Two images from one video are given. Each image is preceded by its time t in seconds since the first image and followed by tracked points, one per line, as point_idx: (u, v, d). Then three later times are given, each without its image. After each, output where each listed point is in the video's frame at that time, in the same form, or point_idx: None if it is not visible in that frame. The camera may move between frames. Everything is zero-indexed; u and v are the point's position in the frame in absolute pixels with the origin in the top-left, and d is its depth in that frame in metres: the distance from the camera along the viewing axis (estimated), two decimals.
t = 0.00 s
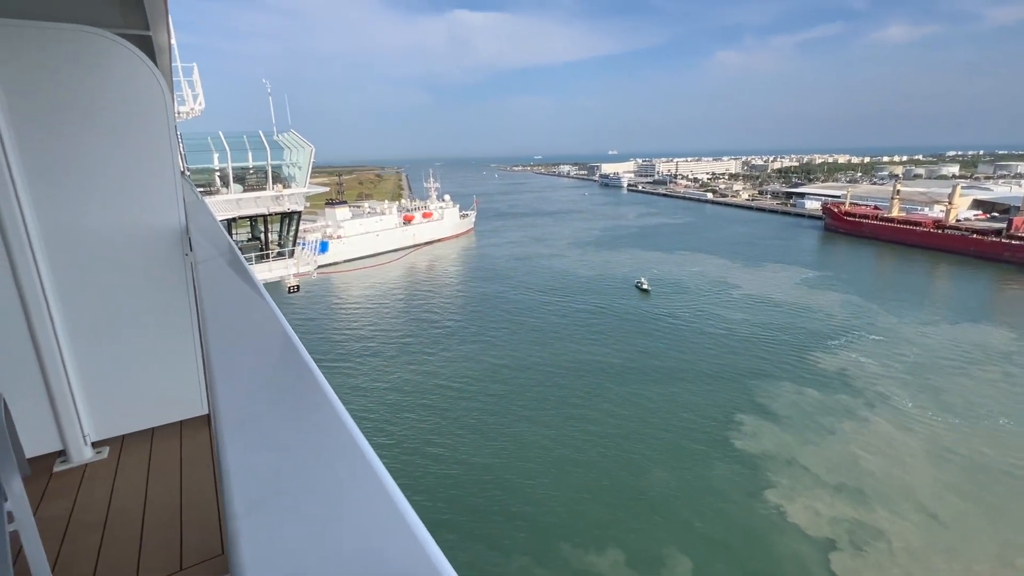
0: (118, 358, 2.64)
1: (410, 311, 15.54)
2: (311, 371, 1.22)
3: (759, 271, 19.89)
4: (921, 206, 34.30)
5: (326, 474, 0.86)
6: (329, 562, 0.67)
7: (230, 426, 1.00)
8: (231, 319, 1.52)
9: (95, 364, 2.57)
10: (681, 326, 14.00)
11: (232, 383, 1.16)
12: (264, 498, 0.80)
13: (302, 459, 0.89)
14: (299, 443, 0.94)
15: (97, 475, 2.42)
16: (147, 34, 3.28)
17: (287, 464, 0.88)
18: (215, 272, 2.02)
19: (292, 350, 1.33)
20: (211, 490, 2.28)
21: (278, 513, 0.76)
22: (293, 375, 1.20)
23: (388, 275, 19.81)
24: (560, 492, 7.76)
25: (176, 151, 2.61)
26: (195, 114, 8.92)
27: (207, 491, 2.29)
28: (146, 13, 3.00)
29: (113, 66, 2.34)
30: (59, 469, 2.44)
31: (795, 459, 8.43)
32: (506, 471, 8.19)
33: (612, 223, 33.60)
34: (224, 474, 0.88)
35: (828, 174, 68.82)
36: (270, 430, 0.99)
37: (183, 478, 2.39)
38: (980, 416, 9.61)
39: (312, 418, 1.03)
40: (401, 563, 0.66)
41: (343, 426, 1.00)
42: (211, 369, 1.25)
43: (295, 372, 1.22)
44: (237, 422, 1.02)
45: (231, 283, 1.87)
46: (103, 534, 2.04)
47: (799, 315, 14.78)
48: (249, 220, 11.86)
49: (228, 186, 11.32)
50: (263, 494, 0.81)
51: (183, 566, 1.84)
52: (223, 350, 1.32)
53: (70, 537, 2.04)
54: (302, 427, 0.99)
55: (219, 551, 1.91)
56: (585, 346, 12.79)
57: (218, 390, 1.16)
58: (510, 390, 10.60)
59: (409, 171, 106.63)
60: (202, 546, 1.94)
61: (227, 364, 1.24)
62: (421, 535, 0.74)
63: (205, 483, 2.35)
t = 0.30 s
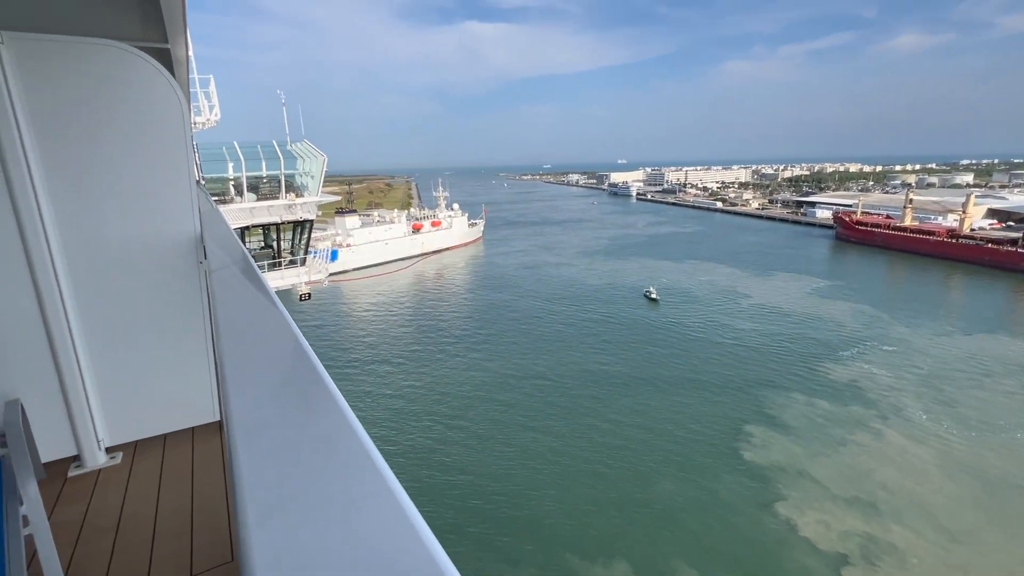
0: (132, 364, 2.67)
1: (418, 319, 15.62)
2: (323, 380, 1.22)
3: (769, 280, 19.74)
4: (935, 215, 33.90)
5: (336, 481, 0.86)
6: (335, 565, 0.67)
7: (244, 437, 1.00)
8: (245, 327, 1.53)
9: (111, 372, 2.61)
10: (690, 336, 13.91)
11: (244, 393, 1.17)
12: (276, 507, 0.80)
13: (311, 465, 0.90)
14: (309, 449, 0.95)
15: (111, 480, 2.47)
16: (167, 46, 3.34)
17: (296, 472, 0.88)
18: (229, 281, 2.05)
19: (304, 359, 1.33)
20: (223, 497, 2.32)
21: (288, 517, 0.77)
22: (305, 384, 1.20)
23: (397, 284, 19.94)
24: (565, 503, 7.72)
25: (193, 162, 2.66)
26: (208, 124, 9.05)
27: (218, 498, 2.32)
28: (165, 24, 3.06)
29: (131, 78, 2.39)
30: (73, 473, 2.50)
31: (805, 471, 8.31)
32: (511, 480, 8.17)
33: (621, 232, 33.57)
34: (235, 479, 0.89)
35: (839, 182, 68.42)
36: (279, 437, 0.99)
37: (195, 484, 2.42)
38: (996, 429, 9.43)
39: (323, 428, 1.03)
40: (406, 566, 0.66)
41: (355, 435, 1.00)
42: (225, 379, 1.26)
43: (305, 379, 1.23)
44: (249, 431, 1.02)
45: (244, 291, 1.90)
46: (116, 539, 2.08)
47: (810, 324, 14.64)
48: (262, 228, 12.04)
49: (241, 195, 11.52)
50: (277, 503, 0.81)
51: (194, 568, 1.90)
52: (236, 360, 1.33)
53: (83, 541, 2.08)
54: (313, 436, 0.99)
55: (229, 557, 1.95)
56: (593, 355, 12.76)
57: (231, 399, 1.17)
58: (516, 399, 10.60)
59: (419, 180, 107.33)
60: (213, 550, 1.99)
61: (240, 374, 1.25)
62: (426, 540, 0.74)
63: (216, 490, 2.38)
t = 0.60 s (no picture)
0: (143, 368, 2.68)
1: (423, 326, 15.65)
2: (334, 385, 1.20)
3: (776, 287, 19.63)
4: (943, 221, 33.65)
5: (349, 483, 0.83)
6: (346, 565, 0.64)
7: (257, 440, 0.99)
8: (256, 335, 1.52)
9: (123, 377, 2.64)
10: (696, 343, 13.83)
11: (257, 398, 1.15)
12: (290, 507, 0.78)
13: (323, 467, 0.88)
14: (322, 451, 0.93)
15: (121, 484, 2.49)
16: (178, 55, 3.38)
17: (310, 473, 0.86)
18: (241, 287, 2.06)
19: (315, 366, 1.31)
20: (231, 501, 2.33)
21: (302, 516, 0.75)
22: (316, 389, 1.18)
23: (402, 290, 20.01)
24: (569, 510, 7.67)
25: (205, 169, 2.69)
26: (219, 131, 9.16)
27: (226, 502, 2.34)
28: (179, 32, 3.10)
29: (145, 86, 2.42)
30: (84, 477, 2.51)
31: (812, 480, 8.22)
32: (515, 488, 8.14)
33: (626, 239, 33.54)
34: (250, 480, 0.88)
35: (846, 189, 68.18)
36: (292, 438, 0.98)
37: (203, 488, 2.43)
38: (1007, 439, 9.30)
39: (336, 431, 1.00)
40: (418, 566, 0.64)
41: (368, 439, 0.98)
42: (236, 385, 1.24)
43: (317, 383, 1.22)
44: (261, 435, 1.00)
45: (255, 297, 1.90)
46: (125, 543, 2.09)
47: (817, 332, 14.53)
48: (270, 235, 12.19)
49: (250, 202, 11.70)
50: (291, 503, 0.78)
51: (203, 569, 1.94)
52: (248, 367, 1.32)
53: (93, 544, 2.10)
54: (326, 439, 0.97)
55: (236, 561, 1.97)
56: (598, 362, 12.72)
57: (243, 405, 1.15)
58: (521, 406, 10.58)
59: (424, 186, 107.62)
60: (220, 553, 2.02)
61: (251, 380, 1.23)
62: (438, 541, 0.71)
63: (224, 495, 2.39)
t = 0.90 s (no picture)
0: (149, 372, 2.69)
1: (426, 331, 15.68)
2: (339, 389, 1.20)
3: (780, 292, 19.57)
4: (949, 226, 33.47)
5: (356, 487, 0.83)
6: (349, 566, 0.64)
7: (263, 445, 0.98)
8: (262, 340, 1.53)
9: (130, 380, 2.66)
10: (699, 348, 13.79)
11: (262, 401, 1.15)
12: (295, 512, 0.77)
13: (329, 470, 0.88)
14: (328, 454, 0.93)
15: (127, 488, 2.50)
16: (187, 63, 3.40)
17: (315, 477, 0.85)
18: (246, 291, 2.07)
19: (320, 369, 1.31)
20: (236, 504, 2.35)
21: (307, 520, 0.74)
22: (322, 394, 1.18)
23: (405, 295, 20.05)
24: (571, 516, 7.64)
25: (212, 173, 2.71)
26: (226, 136, 9.24)
27: (231, 506, 2.35)
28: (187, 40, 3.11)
29: (153, 93, 2.45)
30: (91, 481, 2.53)
31: (817, 487, 8.16)
32: (518, 493, 8.12)
33: (630, 244, 33.52)
34: (255, 485, 0.87)
35: (851, 194, 67.96)
36: (297, 442, 0.97)
37: (208, 493, 2.45)
38: (1015, 445, 9.21)
39: (342, 435, 1.00)
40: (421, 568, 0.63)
41: (374, 444, 0.97)
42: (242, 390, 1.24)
43: (323, 386, 1.22)
44: (266, 439, 1.00)
45: (262, 302, 1.91)
46: (131, 548, 2.10)
47: (822, 337, 14.46)
48: (276, 241, 12.26)
49: (257, 208, 11.78)
50: (295, 508, 0.78)
51: (207, 571, 1.96)
52: (254, 372, 1.32)
53: (99, 549, 2.10)
54: (330, 443, 0.96)
55: (241, 565, 1.98)
56: (602, 367, 12.70)
57: (249, 409, 1.15)
58: (524, 411, 10.56)
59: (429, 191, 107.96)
60: (224, 555, 2.04)
61: (258, 386, 1.23)
62: (442, 544, 0.70)
63: (229, 500, 2.40)
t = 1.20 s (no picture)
0: (154, 375, 2.71)
1: (429, 335, 15.72)
2: (346, 393, 1.19)
3: (783, 295, 19.52)
4: (954, 229, 33.35)
5: (364, 488, 0.82)
6: (356, 566, 0.63)
7: (271, 449, 0.98)
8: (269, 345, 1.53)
9: (136, 383, 2.68)
10: (703, 352, 13.76)
11: (268, 405, 1.15)
12: (303, 514, 0.76)
13: (336, 472, 0.87)
14: (335, 457, 0.92)
15: (134, 491, 2.52)
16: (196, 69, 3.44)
17: (322, 480, 0.84)
18: (252, 296, 2.07)
19: (326, 373, 1.30)
20: (241, 508, 2.37)
21: (315, 522, 0.73)
22: (328, 397, 1.18)
23: (408, 299, 20.10)
24: (572, 520, 7.62)
25: (218, 177, 2.74)
26: (232, 142, 9.34)
27: (237, 509, 2.37)
28: (195, 45, 3.12)
29: (158, 97, 2.47)
30: (97, 484, 2.55)
31: (820, 491, 8.12)
32: (519, 497, 8.11)
33: (633, 247, 33.53)
34: (264, 489, 0.87)
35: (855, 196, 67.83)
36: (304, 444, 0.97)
37: (213, 496, 2.46)
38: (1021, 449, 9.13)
39: (348, 439, 0.99)
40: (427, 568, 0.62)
41: (382, 447, 0.96)
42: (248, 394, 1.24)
43: (330, 390, 1.22)
44: (274, 443, 0.99)
45: (268, 306, 1.92)
46: (137, 551, 2.12)
47: (825, 340, 14.41)
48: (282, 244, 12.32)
49: (262, 212, 11.87)
50: (304, 511, 0.77)
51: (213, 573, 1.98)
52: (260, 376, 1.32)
53: (104, 553, 2.12)
54: (337, 445, 0.96)
55: (246, 568, 1.99)
56: (605, 370, 12.70)
57: (255, 414, 1.14)
58: (526, 415, 10.55)
59: (432, 195, 108.29)
60: (229, 558, 2.05)
61: (264, 389, 1.23)
62: (450, 545, 0.69)
63: (235, 503, 2.42)
